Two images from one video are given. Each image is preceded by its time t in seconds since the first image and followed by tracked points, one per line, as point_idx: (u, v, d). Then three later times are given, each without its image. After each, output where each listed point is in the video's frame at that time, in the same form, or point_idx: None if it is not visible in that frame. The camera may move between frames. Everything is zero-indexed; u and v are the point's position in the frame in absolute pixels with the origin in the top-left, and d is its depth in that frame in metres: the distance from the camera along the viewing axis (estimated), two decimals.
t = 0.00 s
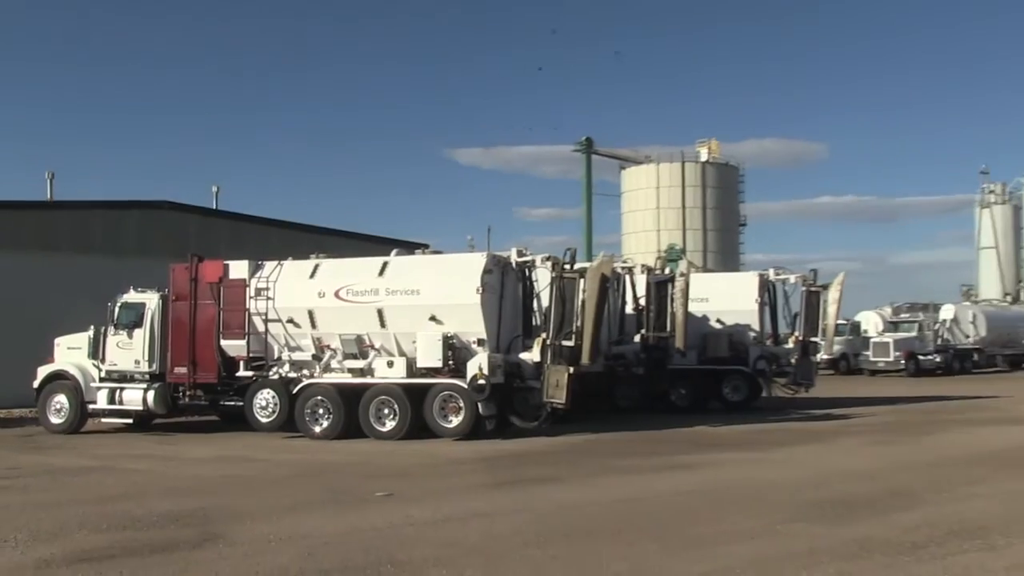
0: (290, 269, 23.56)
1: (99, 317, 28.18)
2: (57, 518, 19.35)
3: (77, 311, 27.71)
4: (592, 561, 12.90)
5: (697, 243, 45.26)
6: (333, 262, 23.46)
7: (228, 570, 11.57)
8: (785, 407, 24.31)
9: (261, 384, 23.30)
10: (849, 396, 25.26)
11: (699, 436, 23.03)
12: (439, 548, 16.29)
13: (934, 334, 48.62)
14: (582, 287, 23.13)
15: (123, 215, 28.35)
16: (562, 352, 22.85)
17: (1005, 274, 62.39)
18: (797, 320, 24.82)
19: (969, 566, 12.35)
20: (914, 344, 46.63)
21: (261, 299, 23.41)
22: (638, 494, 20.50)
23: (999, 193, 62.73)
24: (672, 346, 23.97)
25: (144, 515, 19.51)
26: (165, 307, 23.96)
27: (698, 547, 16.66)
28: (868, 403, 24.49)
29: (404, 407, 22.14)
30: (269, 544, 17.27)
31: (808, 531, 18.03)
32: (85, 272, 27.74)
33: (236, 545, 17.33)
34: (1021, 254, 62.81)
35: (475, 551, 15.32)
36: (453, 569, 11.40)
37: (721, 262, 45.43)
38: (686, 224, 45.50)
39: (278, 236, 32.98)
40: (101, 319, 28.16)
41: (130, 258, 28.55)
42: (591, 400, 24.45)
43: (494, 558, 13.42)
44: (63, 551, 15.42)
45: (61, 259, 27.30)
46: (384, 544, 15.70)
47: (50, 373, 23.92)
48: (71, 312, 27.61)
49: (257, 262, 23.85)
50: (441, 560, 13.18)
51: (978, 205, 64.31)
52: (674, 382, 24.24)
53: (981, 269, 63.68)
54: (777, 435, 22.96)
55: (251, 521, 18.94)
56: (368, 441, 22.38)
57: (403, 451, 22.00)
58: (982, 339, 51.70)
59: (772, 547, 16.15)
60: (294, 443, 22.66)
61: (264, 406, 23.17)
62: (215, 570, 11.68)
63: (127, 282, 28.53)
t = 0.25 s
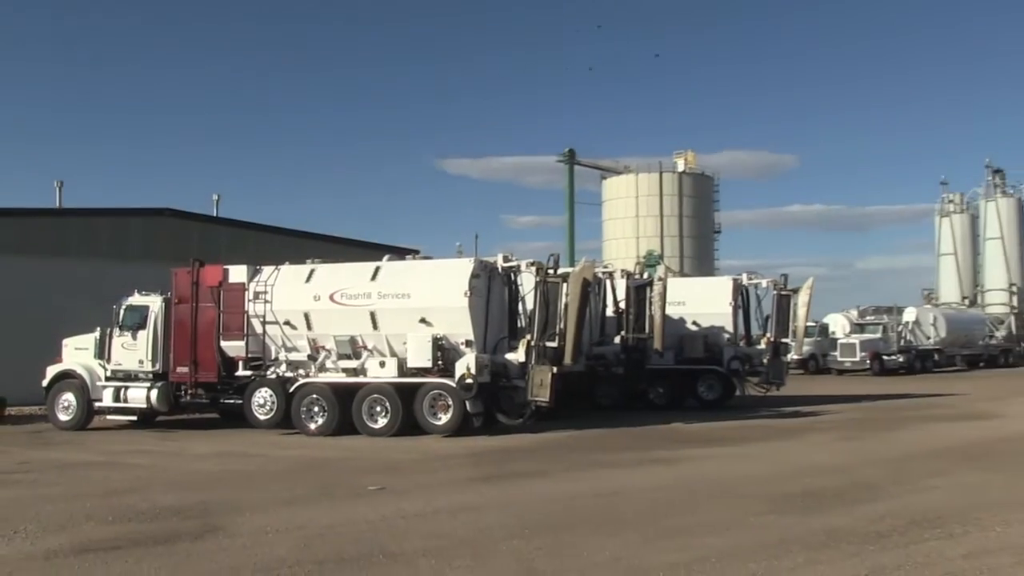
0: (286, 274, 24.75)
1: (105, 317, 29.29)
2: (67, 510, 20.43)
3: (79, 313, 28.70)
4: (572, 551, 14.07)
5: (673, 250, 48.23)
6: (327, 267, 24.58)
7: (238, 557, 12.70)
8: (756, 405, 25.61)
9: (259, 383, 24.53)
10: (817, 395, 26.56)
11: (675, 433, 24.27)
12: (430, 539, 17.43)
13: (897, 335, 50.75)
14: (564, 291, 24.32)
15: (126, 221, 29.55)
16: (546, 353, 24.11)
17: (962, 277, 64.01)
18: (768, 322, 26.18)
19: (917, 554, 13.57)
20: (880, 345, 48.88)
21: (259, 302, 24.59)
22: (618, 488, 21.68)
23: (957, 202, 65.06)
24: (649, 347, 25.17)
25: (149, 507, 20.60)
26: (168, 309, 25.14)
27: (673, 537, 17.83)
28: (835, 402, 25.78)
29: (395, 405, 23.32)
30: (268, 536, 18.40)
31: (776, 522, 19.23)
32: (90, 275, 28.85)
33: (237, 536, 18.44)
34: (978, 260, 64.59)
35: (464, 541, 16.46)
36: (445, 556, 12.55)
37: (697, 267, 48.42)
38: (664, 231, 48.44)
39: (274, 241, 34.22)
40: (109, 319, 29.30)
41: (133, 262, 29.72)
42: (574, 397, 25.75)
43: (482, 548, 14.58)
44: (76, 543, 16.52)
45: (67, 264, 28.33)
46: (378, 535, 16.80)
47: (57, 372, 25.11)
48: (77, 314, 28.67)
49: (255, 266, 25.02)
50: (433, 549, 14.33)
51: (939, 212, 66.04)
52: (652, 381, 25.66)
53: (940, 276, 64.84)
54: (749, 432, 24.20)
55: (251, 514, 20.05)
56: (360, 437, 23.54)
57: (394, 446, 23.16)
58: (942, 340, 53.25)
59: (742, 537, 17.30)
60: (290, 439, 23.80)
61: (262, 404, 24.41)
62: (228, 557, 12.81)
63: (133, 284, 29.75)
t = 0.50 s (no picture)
0: (275, 277, 24.86)
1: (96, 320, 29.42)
2: (56, 511, 20.55)
3: (70, 317, 28.75)
4: (556, 553, 14.22)
5: (661, 253, 48.73)
6: (315, 270, 24.75)
7: (225, 558, 12.82)
8: (742, 408, 25.81)
9: (248, 386, 24.67)
10: (802, 397, 26.76)
11: (661, 434, 24.45)
12: (417, 541, 17.55)
13: (880, 336, 51.23)
14: (551, 293, 24.55)
15: (117, 224, 29.67)
16: (532, 355, 24.20)
17: (947, 282, 64.13)
18: (754, 324, 26.51)
19: (902, 556, 13.70)
20: (864, 348, 49.66)
21: (249, 305, 24.72)
22: (605, 489, 21.83)
23: (940, 206, 64.68)
24: (635, 351, 25.20)
25: (138, 509, 20.75)
26: (158, 312, 25.35)
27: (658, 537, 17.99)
28: (820, 404, 25.99)
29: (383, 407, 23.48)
30: (256, 537, 18.55)
31: (760, 522, 19.39)
32: (81, 278, 28.97)
33: (225, 537, 18.59)
34: (962, 264, 64.86)
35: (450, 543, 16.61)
36: (430, 558, 12.70)
37: (684, 271, 48.90)
38: (651, 235, 48.95)
39: (264, 245, 34.41)
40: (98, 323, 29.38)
41: (124, 265, 29.86)
42: (559, 400, 25.81)
43: (468, 550, 14.72)
44: (64, 545, 16.66)
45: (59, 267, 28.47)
46: (366, 538, 16.92)
47: (47, 375, 25.31)
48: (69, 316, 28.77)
49: (243, 269, 25.15)
50: (419, 551, 14.48)
51: (923, 216, 66.25)
52: (638, 384, 25.75)
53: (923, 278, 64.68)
54: (734, 433, 24.39)
55: (239, 515, 20.17)
56: (349, 438, 23.70)
57: (383, 448, 23.31)
58: (925, 342, 53.64)
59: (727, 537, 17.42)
60: (278, 441, 23.95)
61: (251, 407, 24.53)
62: (215, 559, 12.95)
63: (123, 288, 29.90)
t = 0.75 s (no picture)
0: (265, 279, 24.94)
1: (85, 323, 29.47)
2: (45, 514, 20.52)
3: (60, 320, 28.81)
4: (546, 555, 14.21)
5: (651, 256, 48.83)
6: (305, 272, 24.81)
7: (214, 561, 12.80)
8: (732, 411, 25.86)
9: (238, 389, 24.59)
10: (791, 399, 26.78)
11: (651, 436, 24.47)
12: (407, 543, 17.55)
13: (870, 339, 51.32)
14: (542, 296, 24.53)
15: (107, 227, 29.73)
16: (522, 357, 24.11)
17: (936, 284, 64.06)
18: (744, 326, 26.48)
19: (888, 558, 13.74)
20: (853, 350, 49.69)
21: (239, 307, 24.77)
22: (594, 491, 21.82)
23: (930, 207, 65.25)
24: (626, 352, 25.38)
25: (127, 511, 20.73)
26: (148, 315, 25.40)
27: (648, 539, 17.98)
28: (809, 406, 26.00)
29: (373, 410, 23.42)
30: (246, 540, 18.53)
31: (750, 524, 19.39)
32: (71, 281, 29.00)
33: (214, 540, 18.57)
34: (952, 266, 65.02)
35: (440, 546, 16.60)
36: (420, 562, 12.69)
37: (672, 273, 49.04)
38: (640, 238, 49.10)
39: (254, 248, 34.47)
40: (87, 325, 29.43)
41: (114, 267, 29.91)
42: (549, 402, 25.71)
43: (459, 553, 14.70)
44: (53, 548, 16.64)
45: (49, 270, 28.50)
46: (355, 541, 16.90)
47: (37, 377, 25.35)
48: (59, 319, 28.80)
49: (234, 271, 25.24)
50: (409, 554, 14.46)
51: (912, 219, 66.23)
52: (628, 386, 25.90)
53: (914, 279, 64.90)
54: (724, 435, 24.40)
55: (228, 518, 20.16)
56: (339, 440, 23.69)
57: (372, 450, 23.30)
58: (914, 344, 53.75)
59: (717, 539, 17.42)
60: (268, 443, 23.94)
61: (241, 410, 24.42)
62: (204, 562, 12.92)
63: (113, 291, 29.95)
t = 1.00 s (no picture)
0: (258, 281, 24.97)
1: (78, 325, 29.51)
2: (37, 516, 20.51)
3: (53, 321, 28.85)
4: (537, 556, 14.17)
5: (642, 257, 48.86)
6: (297, 274, 24.83)
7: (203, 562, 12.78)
8: (726, 412, 25.87)
9: (231, 391, 24.51)
10: (784, 401, 26.76)
11: (643, 438, 24.45)
12: (399, 545, 17.53)
13: (862, 341, 51.33)
14: (534, 297, 24.54)
15: (100, 228, 29.77)
16: (515, 359, 24.10)
17: (929, 286, 63.96)
18: (737, 328, 26.60)
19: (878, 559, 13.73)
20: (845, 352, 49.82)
21: (231, 309, 24.78)
22: (587, 493, 21.79)
23: (922, 210, 65.10)
24: (618, 354, 25.51)
25: (120, 513, 20.71)
26: (140, 316, 25.43)
27: (640, 541, 17.94)
28: (802, 408, 25.97)
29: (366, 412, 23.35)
30: (238, 542, 18.50)
31: (744, 526, 19.35)
32: (64, 282, 29.04)
33: (206, 542, 18.55)
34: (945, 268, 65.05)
35: (432, 548, 16.58)
36: (410, 563, 12.64)
37: (665, 274, 49.07)
38: (632, 239, 49.11)
39: (247, 250, 34.51)
40: (80, 326, 29.47)
41: (106, 269, 29.95)
42: (541, 404, 25.83)
43: (451, 555, 14.68)
44: (45, 551, 16.62)
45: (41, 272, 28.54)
46: (345, 543, 16.87)
47: (29, 379, 25.40)
48: (52, 321, 28.84)
49: (226, 273, 25.27)
50: (401, 556, 14.43)
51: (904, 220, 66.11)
52: (621, 388, 25.96)
53: (907, 281, 64.94)
54: (716, 437, 24.37)
55: (220, 520, 20.14)
56: (331, 442, 23.68)
57: (364, 452, 23.28)
58: (907, 346, 53.75)
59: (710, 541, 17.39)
60: (261, 445, 23.93)
61: (234, 412, 24.37)
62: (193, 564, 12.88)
63: (105, 292, 29.97)
